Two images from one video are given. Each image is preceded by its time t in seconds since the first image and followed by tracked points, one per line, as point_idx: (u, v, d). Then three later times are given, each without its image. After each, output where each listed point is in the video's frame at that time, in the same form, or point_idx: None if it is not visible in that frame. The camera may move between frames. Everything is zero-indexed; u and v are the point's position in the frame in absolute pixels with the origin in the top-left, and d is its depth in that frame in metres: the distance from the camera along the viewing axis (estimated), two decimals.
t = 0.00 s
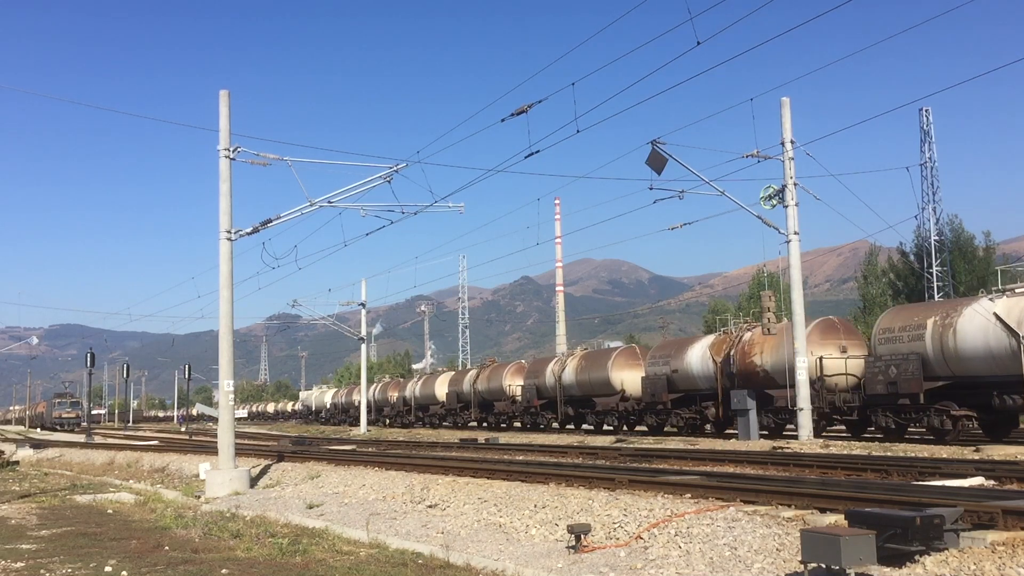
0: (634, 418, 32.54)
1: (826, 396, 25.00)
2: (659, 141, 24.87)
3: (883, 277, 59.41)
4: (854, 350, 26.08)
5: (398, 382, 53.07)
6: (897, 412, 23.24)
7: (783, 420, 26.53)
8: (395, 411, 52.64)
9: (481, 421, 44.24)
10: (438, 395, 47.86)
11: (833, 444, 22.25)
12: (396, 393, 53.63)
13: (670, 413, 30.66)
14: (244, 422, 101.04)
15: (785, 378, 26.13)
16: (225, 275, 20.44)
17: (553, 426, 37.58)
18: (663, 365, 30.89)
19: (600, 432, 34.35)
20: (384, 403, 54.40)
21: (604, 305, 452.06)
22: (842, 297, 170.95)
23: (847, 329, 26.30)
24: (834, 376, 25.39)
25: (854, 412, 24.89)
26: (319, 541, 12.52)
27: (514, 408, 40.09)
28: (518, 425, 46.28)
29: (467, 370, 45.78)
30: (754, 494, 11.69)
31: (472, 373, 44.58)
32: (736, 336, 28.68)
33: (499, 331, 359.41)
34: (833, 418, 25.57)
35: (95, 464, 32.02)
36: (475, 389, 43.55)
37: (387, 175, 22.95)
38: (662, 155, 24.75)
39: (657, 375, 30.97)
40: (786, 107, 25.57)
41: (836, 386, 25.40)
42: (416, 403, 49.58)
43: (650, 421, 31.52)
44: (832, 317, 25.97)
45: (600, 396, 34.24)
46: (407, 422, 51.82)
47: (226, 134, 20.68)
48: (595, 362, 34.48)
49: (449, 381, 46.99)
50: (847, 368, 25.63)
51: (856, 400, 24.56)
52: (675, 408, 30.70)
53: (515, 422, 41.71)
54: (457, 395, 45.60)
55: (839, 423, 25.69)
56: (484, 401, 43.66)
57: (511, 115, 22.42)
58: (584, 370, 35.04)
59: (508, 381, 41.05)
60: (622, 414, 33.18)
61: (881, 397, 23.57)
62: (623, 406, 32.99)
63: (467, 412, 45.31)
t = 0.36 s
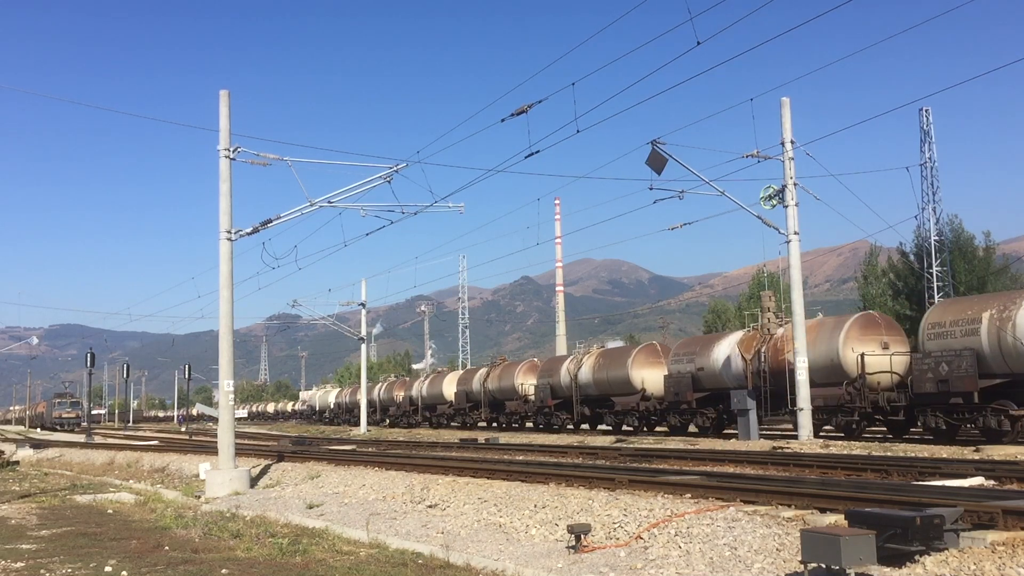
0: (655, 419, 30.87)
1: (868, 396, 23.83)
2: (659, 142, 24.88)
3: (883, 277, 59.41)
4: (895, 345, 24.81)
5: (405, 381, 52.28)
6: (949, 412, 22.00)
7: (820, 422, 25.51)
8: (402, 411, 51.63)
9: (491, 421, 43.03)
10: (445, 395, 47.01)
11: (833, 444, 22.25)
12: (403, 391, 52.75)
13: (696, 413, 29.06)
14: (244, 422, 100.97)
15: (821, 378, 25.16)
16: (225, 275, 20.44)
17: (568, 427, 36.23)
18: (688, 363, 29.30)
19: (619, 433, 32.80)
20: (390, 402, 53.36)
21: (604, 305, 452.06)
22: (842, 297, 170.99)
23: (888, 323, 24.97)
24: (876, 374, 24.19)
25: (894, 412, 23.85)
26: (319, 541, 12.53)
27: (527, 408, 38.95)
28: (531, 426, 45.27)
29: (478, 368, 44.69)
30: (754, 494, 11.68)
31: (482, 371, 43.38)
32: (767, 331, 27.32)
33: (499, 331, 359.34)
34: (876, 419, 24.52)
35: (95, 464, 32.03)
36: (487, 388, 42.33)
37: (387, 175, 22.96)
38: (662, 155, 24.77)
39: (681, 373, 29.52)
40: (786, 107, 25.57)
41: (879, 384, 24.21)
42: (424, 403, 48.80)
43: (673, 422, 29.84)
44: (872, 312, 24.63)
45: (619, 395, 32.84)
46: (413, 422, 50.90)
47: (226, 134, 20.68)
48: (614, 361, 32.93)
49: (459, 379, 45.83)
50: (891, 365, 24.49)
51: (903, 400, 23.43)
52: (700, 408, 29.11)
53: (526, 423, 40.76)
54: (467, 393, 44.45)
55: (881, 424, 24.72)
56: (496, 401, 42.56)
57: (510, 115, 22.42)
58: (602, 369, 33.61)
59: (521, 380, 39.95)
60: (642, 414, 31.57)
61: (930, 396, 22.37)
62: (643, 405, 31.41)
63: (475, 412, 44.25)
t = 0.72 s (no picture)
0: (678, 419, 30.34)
1: (914, 395, 22.41)
2: (658, 141, 24.88)
3: (883, 277, 59.44)
4: (941, 342, 23.33)
5: (410, 381, 51.84)
6: (1005, 412, 20.82)
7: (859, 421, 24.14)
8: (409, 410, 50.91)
9: (501, 421, 42.26)
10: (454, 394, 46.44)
11: (832, 443, 22.27)
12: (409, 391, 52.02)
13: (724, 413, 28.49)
14: (244, 422, 100.90)
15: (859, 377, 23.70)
16: (225, 275, 20.45)
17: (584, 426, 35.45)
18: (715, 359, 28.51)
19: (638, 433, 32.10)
20: (395, 402, 52.88)
21: (604, 305, 452.17)
22: (841, 297, 171.09)
23: (933, 318, 23.54)
24: (922, 371, 22.76)
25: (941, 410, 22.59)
26: (319, 541, 12.53)
27: (540, 407, 38.21)
28: (542, 425, 44.63)
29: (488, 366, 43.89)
30: (754, 493, 11.69)
31: (492, 370, 42.58)
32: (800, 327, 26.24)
33: (499, 331, 359.34)
34: (919, 417, 23.20)
35: (95, 464, 32.04)
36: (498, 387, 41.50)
37: (387, 175, 22.98)
38: (662, 155, 24.77)
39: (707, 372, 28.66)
40: (786, 107, 25.58)
41: (924, 382, 22.83)
42: (432, 402, 48.36)
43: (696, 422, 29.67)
44: (916, 306, 23.26)
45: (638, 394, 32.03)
46: (419, 422, 50.50)
47: (226, 134, 20.68)
48: (633, 359, 32.04)
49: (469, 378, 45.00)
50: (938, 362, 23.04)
51: (953, 399, 22.32)
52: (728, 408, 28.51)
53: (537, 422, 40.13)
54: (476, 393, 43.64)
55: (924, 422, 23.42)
56: (508, 400, 41.73)
57: (511, 115, 22.44)
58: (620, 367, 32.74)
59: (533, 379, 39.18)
60: (664, 414, 30.96)
61: (983, 395, 21.11)
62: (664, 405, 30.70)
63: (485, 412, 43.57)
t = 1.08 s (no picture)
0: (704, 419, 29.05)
1: (969, 394, 20.87)
2: (659, 141, 24.88)
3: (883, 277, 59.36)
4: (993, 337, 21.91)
5: (418, 380, 50.96)
6: None
7: (903, 422, 22.65)
8: (416, 410, 49.86)
9: (513, 421, 41.07)
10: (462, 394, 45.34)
11: (833, 444, 22.27)
12: (417, 390, 50.97)
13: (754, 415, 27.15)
14: (244, 422, 100.81)
15: (902, 376, 22.35)
16: (225, 275, 20.45)
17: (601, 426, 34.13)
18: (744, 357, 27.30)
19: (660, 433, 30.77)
20: (402, 402, 51.97)
21: (604, 305, 452.34)
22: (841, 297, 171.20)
23: (983, 311, 22.13)
24: (975, 369, 21.31)
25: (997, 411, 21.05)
26: (319, 541, 12.52)
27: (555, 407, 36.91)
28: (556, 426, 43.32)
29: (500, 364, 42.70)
30: (754, 494, 11.69)
31: (505, 368, 41.33)
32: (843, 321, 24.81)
33: (499, 331, 359.37)
34: (972, 418, 21.67)
35: (95, 464, 32.02)
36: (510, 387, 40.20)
37: (387, 175, 22.97)
38: (662, 155, 24.76)
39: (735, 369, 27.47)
40: (786, 107, 25.58)
41: (978, 381, 21.33)
42: (440, 402, 47.39)
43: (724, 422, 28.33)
44: (967, 299, 21.84)
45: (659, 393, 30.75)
46: (427, 422, 49.61)
47: (226, 134, 20.68)
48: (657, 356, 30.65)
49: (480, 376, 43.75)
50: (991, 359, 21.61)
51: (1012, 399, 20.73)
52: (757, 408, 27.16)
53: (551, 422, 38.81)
54: (488, 392, 42.37)
55: (976, 423, 21.88)
56: (522, 400, 40.40)
57: (511, 115, 22.43)
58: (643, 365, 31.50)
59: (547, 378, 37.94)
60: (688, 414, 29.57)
61: None
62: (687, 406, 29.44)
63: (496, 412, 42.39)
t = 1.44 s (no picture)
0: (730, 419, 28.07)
1: None
2: (659, 141, 24.88)
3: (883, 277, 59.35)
4: None
5: (425, 380, 49.99)
6: None
7: (955, 422, 21.68)
8: (423, 409, 48.91)
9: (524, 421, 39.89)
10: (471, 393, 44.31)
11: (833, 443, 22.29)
12: (423, 390, 50.03)
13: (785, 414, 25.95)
14: (244, 422, 100.72)
15: (951, 372, 21.42)
16: (225, 275, 20.45)
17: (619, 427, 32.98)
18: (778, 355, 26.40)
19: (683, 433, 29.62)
20: (409, 402, 50.92)
21: (604, 305, 452.46)
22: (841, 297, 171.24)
23: None
24: None
25: None
26: (319, 541, 12.52)
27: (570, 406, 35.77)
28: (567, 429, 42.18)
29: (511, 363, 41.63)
30: (754, 493, 11.69)
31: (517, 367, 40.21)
32: (882, 315, 23.71)
33: (499, 331, 359.41)
34: None
35: (95, 464, 32.02)
36: (522, 386, 39.05)
37: (387, 175, 22.96)
38: (662, 155, 24.75)
39: (769, 368, 26.35)
40: (786, 107, 25.58)
41: None
42: (448, 402, 46.33)
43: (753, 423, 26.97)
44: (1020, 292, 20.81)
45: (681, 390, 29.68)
46: (434, 423, 48.62)
47: (226, 134, 20.68)
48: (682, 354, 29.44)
49: (490, 375, 42.61)
50: None
51: None
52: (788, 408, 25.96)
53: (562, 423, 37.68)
54: (499, 391, 41.28)
55: None
56: (535, 399, 39.21)
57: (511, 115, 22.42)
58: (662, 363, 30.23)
59: (561, 378, 36.76)
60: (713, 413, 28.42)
61: None
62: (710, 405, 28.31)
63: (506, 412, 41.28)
